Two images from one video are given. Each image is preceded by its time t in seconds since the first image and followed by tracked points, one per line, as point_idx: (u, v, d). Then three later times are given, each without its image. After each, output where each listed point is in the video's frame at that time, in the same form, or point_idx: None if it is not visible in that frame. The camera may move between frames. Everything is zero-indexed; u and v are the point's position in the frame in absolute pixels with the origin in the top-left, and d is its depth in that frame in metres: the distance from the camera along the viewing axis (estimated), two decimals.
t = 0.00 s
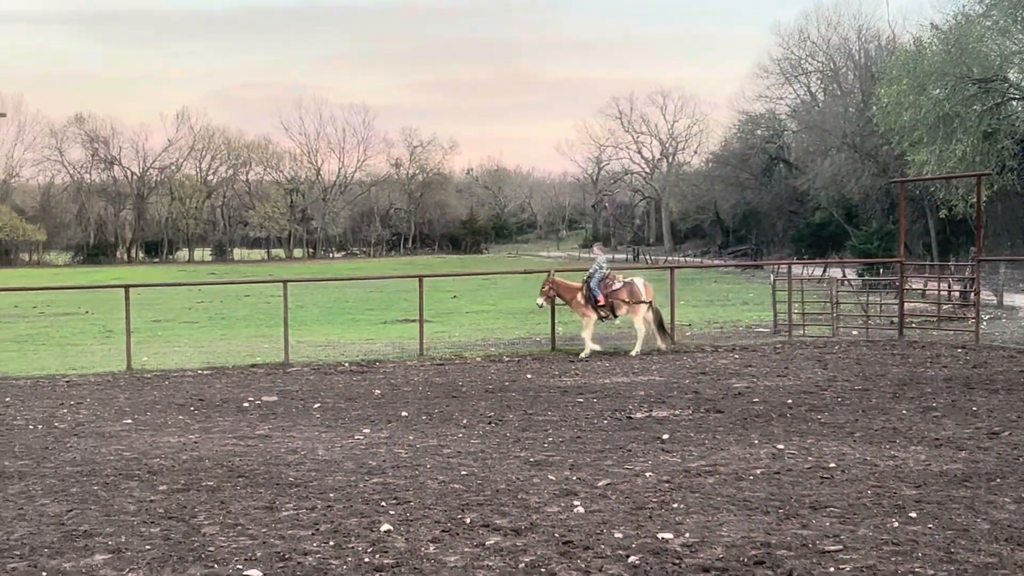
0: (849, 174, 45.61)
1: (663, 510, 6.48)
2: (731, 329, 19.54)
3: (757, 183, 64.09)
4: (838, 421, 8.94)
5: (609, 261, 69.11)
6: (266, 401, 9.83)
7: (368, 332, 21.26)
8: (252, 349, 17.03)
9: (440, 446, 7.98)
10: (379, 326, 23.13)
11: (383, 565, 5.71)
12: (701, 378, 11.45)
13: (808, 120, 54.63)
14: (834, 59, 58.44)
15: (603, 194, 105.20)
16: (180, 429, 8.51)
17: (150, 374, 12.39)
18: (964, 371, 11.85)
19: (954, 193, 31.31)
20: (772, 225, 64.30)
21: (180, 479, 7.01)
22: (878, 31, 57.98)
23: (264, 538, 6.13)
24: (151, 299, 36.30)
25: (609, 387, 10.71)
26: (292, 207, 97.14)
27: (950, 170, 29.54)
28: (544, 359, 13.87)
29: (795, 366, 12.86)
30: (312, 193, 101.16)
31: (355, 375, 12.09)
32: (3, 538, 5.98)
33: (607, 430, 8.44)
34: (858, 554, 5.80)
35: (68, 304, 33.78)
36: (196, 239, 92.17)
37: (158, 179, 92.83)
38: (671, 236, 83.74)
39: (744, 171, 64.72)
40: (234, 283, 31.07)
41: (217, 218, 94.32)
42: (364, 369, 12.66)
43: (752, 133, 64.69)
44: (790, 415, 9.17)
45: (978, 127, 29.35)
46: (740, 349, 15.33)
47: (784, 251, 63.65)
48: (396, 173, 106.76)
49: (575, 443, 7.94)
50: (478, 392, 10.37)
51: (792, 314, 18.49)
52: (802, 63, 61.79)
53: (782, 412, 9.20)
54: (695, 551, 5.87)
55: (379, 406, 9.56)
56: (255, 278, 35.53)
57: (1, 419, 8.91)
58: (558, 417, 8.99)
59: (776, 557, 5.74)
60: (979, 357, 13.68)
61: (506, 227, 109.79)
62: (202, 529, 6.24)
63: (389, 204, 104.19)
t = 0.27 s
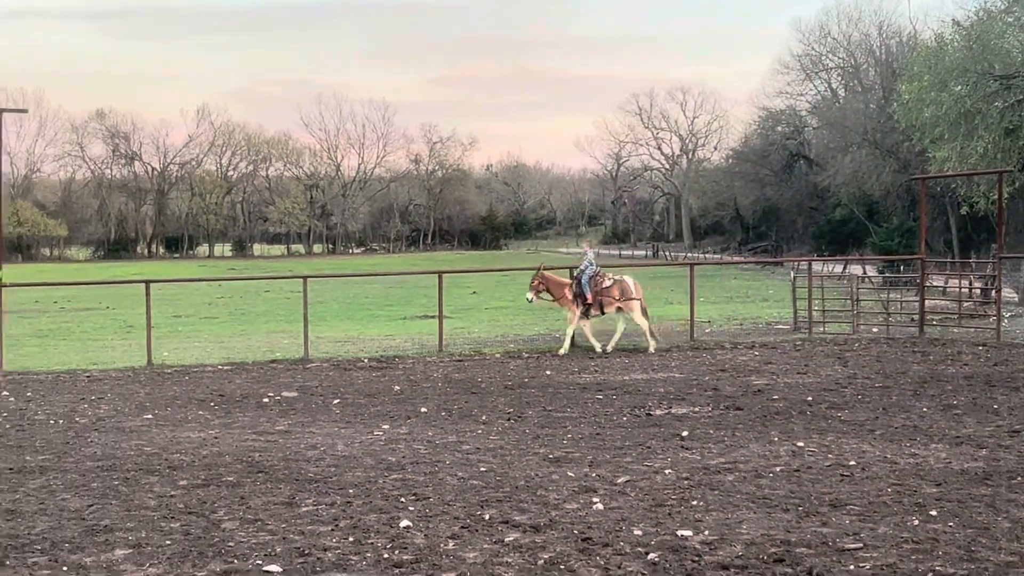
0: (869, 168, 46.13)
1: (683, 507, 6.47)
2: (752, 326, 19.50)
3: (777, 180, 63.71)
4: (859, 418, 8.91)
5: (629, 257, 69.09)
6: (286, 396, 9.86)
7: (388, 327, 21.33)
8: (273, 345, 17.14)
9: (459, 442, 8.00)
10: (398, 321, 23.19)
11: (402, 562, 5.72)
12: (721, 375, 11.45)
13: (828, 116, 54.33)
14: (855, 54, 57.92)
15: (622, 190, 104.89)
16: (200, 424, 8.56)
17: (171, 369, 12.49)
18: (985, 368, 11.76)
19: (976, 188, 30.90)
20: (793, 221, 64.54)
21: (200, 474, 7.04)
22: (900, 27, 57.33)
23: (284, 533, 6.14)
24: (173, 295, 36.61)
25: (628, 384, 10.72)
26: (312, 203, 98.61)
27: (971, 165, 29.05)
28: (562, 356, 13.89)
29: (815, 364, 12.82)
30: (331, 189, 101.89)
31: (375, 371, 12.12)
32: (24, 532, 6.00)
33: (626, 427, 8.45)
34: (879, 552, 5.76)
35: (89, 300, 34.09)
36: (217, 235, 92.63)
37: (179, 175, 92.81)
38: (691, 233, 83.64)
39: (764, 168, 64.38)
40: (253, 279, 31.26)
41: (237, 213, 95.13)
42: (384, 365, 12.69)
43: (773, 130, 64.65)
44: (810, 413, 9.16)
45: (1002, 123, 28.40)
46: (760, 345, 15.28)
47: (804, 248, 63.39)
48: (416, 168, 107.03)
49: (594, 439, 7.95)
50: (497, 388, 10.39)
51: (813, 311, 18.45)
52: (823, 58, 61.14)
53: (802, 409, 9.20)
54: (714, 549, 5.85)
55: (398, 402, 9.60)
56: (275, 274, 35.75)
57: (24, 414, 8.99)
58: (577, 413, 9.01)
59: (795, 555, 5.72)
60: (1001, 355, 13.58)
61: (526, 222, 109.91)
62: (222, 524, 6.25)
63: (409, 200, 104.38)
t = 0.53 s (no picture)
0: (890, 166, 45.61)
1: (704, 502, 6.46)
2: (775, 322, 19.42)
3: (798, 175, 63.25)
4: (880, 415, 8.88)
5: (648, 252, 69.24)
6: (306, 389, 9.89)
7: (407, 321, 21.46)
8: (292, 338, 17.31)
9: (479, 436, 8.03)
10: (417, 315, 23.34)
11: (424, 557, 5.74)
12: (741, 371, 11.44)
13: (849, 112, 53.83)
14: (877, 49, 57.24)
15: (643, 185, 104.65)
16: (222, 417, 8.60)
17: (192, 362, 12.58)
18: (1008, 366, 11.65)
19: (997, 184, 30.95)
20: (814, 217, 64.01)
21: (222, 467, 7.07)
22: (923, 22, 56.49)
23: (305, 526, 6.16)
24: (194, 288, 37.13)
25: (648, 379, 10.74)
26: (332, 197, 99.97)
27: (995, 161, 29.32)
28: (583, 351, 13.91)
29: (837, 359, 12.77)
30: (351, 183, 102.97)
31: (395, 364, 12.15)
32: (46, 523, 6.04)
33: (647, 421, 8.46)
34: (899, 549, 5.74)
35: (111, 292, 34.68)
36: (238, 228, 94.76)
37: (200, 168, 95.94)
38: (710, 229, 83.42)
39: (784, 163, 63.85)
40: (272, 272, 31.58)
41: (257, 207, 96.57)
42: (403, 359, 12.74)
43: (794, 125, 63.82)
44: (831, 409, 9.15)
45: None
46: (782, 341, 15.22)
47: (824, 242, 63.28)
48: (436, 163, 107.83)
49: (614, 435, 7.96)
50: (517, 382, 10.41)
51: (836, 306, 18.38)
52: (845, 54, 60.05)
53: (823, 405, 9.19)
54: (735, 544, 5.84)
55: (419, 396, 9.62)
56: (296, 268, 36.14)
57: (46, 406, 9.10)
58: (597, 409, 9.02)
59: (816, 551, 5.71)
60: None
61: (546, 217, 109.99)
62: (244, 517, 6.27)
63: (429, 194, 105.33)
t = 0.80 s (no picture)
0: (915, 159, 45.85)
1: (728, 495, 6.44)
2: (800, 314, 19.45)
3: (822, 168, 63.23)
4: (906, 407, 8.86)
5: (671, 245, 69.18)
6: (330, 378, 9.93)
7: (429, 312, 21.58)
8: (315, 328, 17.46)
9: (504, 426, 8.06)
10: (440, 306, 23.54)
11: (448, 546, 5.75)
12: (766, 363, 11.46)
13: (874, 105, 53.63)
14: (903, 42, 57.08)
15: (668, 176, 105.11)
16: (248, 407, 8.68)
17: (217, 351, 12.73)
18: None
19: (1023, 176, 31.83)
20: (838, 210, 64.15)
21: (248, 456, 7.12)
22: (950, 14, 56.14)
23: (330, 516, 6.18)
24: (219, 278, 37.55)
25: (673, 371, 10.78)
26: (357, 188, 100.03)
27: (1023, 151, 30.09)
28: (608, 343, 13.94)
29: (863, 352, 12.74)
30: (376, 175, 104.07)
31: (419, 355, 12.18)
32: (74, 511, 6.10)
33: (671, 413, 8.47)
34: (925, 541, 5.69)
35: (137, 283, 35.17)
36: (263, 219, 94.91)
37: (224, 159, 96.47)
38: (734, 221, 83.41)
39: (808, 155, 63.74)
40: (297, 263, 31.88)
41: (282, 199, 97.90)
42: (428, 349, 12.77)
43: (819, 117, 63.49)
44: (856, 401, 9.14)
45: None
46: (808, 333, 15.19)
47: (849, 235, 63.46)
48: (460, 154, 107.90)
49: (638, 426, 7.96)
50: (542, 374, 10.45)
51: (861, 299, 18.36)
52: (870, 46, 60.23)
53: (848, 398, 9.18)
54: (759, 535, 5.82)
55: (443, 386, 9.69)
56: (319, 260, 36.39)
57: (72, 396, 9.24)
58: (622, 400, 9.05)
59: (842, 543, 5.67)
60: None
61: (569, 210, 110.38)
62: (269, 505, 6.29)
63: (453, 185, 105.68)
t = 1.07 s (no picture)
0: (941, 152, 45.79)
1: (756, 487, 6.41)
2: (827, 307, 19.45)
3: (849, 160, 62.89)
4: (934, 401, 8.84)
5: (697, 235, 69.65)
6: (357, 370, 10.35)
7: (455, 304, 21.84)
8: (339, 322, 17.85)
9: (530, 418, 8.09)
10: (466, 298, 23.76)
11: (474, 537, 5.73)
12: (792, 356, 11.48)
13: (904, 97, 53.30)
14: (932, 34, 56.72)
15: (694, 168, 104.98)
16: (274, 398, 8.77)
17: (244, 343, 12.94)
18: None
19: None
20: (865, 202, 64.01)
21: (275, 447, 7.17)
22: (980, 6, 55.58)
23: (357, 506, 6.17)
24: (245, 269, 38.22)
25: (699, 364, 10.82)
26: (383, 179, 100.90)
27: None
28: (635, 335, 13.97)
29: (890, 345, 12.71)
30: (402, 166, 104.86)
31: (445, 347, 12.61)
32: (103, 500, 6.14)
33: (698, 406, 8.49)
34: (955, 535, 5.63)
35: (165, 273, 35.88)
36: (288, 210, 96.98)
37: (250, 150, 98.53)
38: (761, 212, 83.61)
39: (835, 147, 63.50)
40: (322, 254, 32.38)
41: (308, 190, 99.51)
42: (453, 341, 13.19)
43: (846, 109, 63.78)
44: (884, 394, 9.13)
45: None
46: (835, 326, 15.16)
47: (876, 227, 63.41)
48: (486, 146, 108.61)
49: (665, 418, 7.98)
50: (567, 366, 10.55)
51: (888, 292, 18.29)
52: (899, 38, 59.97)
53: (876, 391, 9.17)
54: (788, 528, 5.77)
55: (470, 378, 9.77)
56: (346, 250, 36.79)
57: (102, 385, 9.44)
58: (648, 392, 9.08)
59: (871, 536, 5.60)
60: None
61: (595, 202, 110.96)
62: (297, 495, 6.30)
63: (478, 177, 106.20)
